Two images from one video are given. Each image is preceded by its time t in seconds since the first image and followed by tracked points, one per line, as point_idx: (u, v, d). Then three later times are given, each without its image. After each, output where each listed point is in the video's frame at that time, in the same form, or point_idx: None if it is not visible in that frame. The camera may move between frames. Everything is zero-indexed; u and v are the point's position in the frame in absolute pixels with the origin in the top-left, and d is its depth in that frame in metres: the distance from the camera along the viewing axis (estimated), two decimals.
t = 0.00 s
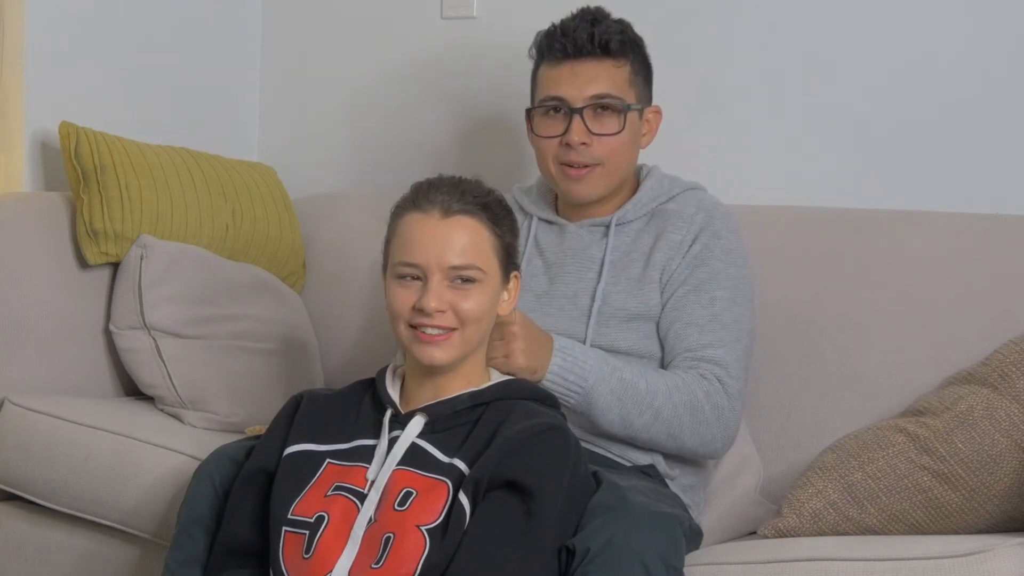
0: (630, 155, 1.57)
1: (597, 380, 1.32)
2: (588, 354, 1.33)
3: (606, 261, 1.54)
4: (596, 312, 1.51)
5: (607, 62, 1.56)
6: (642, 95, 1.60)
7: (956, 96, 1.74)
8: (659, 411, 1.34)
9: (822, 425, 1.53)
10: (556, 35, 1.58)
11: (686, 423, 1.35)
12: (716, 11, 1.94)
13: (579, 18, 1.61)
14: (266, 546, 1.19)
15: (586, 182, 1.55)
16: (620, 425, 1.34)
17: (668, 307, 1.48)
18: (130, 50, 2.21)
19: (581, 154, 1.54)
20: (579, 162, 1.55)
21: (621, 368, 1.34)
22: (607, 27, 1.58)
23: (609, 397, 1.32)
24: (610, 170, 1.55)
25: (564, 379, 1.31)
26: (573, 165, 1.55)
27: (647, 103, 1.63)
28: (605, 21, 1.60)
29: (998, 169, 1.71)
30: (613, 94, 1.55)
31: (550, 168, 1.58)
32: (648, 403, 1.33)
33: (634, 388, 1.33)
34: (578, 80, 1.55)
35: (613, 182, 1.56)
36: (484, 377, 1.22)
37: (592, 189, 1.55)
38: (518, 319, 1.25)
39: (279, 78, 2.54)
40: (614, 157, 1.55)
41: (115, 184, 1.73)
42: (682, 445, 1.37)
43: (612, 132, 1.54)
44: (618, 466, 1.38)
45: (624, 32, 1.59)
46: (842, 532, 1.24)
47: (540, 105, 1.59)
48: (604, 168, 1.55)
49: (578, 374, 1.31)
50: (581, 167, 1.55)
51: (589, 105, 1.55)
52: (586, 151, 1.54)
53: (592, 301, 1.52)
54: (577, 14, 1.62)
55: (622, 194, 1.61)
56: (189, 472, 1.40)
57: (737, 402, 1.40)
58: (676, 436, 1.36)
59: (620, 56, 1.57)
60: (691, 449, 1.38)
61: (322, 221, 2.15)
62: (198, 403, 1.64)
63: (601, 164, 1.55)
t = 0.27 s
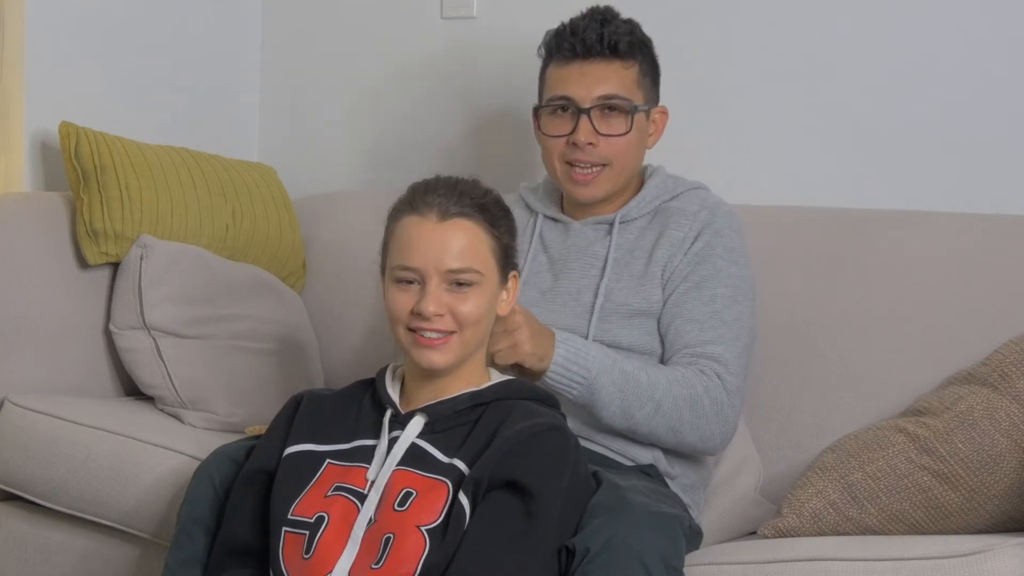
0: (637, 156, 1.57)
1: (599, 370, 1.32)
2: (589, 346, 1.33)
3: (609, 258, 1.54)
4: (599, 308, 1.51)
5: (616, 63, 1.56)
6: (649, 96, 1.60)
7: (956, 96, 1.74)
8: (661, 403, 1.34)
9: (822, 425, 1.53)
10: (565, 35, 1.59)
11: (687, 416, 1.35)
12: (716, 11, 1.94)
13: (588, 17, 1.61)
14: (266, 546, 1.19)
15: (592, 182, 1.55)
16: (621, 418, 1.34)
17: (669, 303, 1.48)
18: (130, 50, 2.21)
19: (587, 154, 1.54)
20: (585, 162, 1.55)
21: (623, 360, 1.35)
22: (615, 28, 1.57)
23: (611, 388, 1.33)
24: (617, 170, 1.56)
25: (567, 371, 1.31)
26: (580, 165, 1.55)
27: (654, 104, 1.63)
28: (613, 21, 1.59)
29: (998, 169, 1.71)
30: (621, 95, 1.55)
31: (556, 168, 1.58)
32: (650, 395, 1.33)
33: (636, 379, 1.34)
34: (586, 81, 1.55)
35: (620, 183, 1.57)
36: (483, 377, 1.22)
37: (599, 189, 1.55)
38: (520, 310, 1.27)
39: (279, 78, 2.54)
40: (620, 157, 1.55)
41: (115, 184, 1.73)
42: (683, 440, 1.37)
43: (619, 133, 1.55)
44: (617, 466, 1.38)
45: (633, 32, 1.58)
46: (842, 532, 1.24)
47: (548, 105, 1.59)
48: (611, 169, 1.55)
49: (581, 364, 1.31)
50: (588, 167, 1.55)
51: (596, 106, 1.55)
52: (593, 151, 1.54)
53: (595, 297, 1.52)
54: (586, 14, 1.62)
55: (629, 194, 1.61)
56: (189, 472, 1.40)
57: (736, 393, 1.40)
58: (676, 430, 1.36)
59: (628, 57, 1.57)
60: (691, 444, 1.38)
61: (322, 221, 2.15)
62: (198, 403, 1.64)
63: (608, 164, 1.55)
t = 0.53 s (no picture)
0: (619, 159, 1.56)
1: (607, 357, 1.31)
2: (596, 333, 1.32)
3: (613, 255, 1.55)
4: (602, 303, 1.51)
5: (588, 70, 1.54)
6: (632, 99, 1.58)
7: (955, 97, 1.74)
8: (666, 391, 1.34)
9: (822, 425, 1.52)
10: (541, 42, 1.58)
11: (692, 406, 1.35)
12: (716, 11, 1.94)
13: (566, 22, 1.60)
14: (267, 546, 1.19)
15: (572, 189, 1.56)
16: (627, 406, 1.34)
17: (673, 298, 1.47)
18: (130, 50, 2.21)
19: (563, 163, 1.55)
20: (563, 170, 1.56)
21: (628, 348, 1.34)
22: (589, 33, 1.55)
23: (619, 375, 1.32)
24: (596, 177, 1.55)
25: (575, 357, 1.30)
26: (559, 173, 1.56)
27: (642, 103, 1.60)
28: (590, 24, 1.57)
29: (998, 170, 1.71)
30: (595, 101, 1.54)
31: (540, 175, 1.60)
32: (656, 383, 1.33)
33: (642, 366, 1.33)
34: (559, 89, 1.54)
35: (601, 188, 1.56)
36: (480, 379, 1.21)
37: (580, 195, 1.56)
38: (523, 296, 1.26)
39: (279, 78, 2.54)
40: (599, 163, 1.55)
41: (115, 184, 1.73)
42: (687, 430, 1.37)
43: (593, 139, 1.54)
44: (617, 465, 1.38)
45: (609, 35, 1.56)
46: (842, 532, 1.24)
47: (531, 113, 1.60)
48: (590, 175, 1.55)
49: (589, 350, 1.30)
50: (566, 175, 1.56)
51: (570, 114, 1.54)
52: (569, 159, 1.54)
53: (599, 293, 1.52)
54: (565, 18, 1.61)
55: (622, 196, 1.61)
56: (189, 471, 1.40)
57: (740, 386, 1.40)
58: (681, 420, 1.36)
59: (602, 62, 1.54)
60: (695, 435, 1.38)
61: (322, 221, 2.15)
62: (198, 404, 1.64)
63: (586, 170, 1.55)
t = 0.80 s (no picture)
0: (599, 159, 1.57)
1: (610, 347, 1.31)
2: (598, 323, 1.32)
3: (609, 252, 1.55)
4: (600, 301, 1.51)
5: (557, 73, 1.56)
6: (607, 98, 1.59)
7: (954, 97, 1.74)
8: (669, 382, 1.33)
9: (822, 425, 1.52)
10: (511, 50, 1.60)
11: (694, 397, 1.34)
12: (716, 11, 1.94)
13: (537, 27, 1.61)
14: (267, 547, 1.19)
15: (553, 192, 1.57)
16: (630, 398, 1.33)
17: (671, 294, 1.47)
18: (130, 50, 2.21)
19: (541, 167, 1.56)
20: (543, 174, 1.57)
21: (630, 339, 1.34)
22: (557, 36, 1.57)
23: (621, 366, 1.31)
24: (576, 177, 1.56)
25: (578, 347, 1.29)
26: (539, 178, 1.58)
27: (621, 101, 1.60)
28: (560, 27, 1.59)
29: (998, 170, 1.71)
30: (566, 103, 1.55)
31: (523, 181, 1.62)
32: (658, 373, 1.33)
33: (644, 357, 1.33)
34: (531, 94, 1.57)
35: (582, 189, 1.57)
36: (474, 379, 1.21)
37: (562, 197, 1.57)
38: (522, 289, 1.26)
39: (279, 78, 2.54)
40: (577, 164, 1.55)
41: (115, 184, 1.73)
42: (690, 422, 1.36)
43: (568, 140, 1.55)
44: (617, 464, 1.38)
45: (578, 36, 1.57)
46: (842, 532, 1.24)
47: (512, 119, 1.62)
48: (569, 176, 1.56)
49: (592, 340, 1.30)
50: (545, 179, 1.57)
51: (544, 117, 1.56)
52: (546, 162, 1.56)
53: (596, 292, 1.52)
54: (537, 23, 1.62)
55: (610, 195, 1.61)
56: (189, 471, 1.40)
57: (741, 377, 1.39)
58: (684, 412, 1.35)
59: (571, 64, 1.56)
60: (697, 427, 1.37)
61: (322, 221, 2.15)
62: (198, 404, 1.64)
63: (565, 172, 1.56)
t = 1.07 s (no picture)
0: (575, 159, 1.57)
1: (610, 339, 1.30)
2: (598, 317, 1.32)
3: (603, 253, 1.55)
4: (595, 300, 1.51)
5: (523, 78, 1.58)
6: (577, 97, 1.60)
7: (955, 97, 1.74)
8: (669, 374, 1.32)
9: (822, 425, 1.52)
10: (479, 64, 1.63)
11: (695, 389, 1.34)
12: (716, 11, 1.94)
13: (503, 37, 1.64)
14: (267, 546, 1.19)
15: (536, 196, 1.58)
16: (630, 391, 1.32)
17: (666, 292, 1.47)
18: (131, 49, 2.21)
19: (519, 173, 1.58)
20: (524, 180, 1.59)
21: (630, 332, 1.33)
22: (520, 42, 1.59)
23: (622, 358, 1.31)
24: (555, 180, 1.57)
25: (578, 341, 1.29)
26: (521, 184, 1.59)
27: (593, 100, 1.61)
28: (524, 34, 1.61)
29: (998, 171, 1.71)
30: (535, 107, 1.57)
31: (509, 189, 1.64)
32: (659, 366, 1.32)
33: (644, 350, 1.32)
34: (501, 103, 1.59)
35: (563, 190, 1.58)
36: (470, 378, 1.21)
37: (543, 202, 1.58)
38: (520, 287, 1.26)
39: (280, 78, 2.54)
40: (554, 166, 1.56)
41: (115, 184, 1.73)
42: (691, 415, 1.35)
43: (540, 144, 1.56)
44: (617, 464, 1.38)
45: (541, 40, 1.58)
46: (842, 532, 1.24)
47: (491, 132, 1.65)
48: (549, 178, 1.57)
49: (592, 333, 1.29)
50: (526, 185, 1.59)
51: (515, 124, 1.58)
52: (524, 168, 1.57)
53: (591, 290, 1.52)
54: (503, 34, 1.65)
55: (597, 196, 1.61)
56: (189, 471, 1.40)
57: (741, 371, 1.39)
58: (684, 404, 1.34)
59: (536, 68, 1.57)
60: (698, 420, 1.36)
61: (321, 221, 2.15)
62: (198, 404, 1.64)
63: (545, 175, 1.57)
